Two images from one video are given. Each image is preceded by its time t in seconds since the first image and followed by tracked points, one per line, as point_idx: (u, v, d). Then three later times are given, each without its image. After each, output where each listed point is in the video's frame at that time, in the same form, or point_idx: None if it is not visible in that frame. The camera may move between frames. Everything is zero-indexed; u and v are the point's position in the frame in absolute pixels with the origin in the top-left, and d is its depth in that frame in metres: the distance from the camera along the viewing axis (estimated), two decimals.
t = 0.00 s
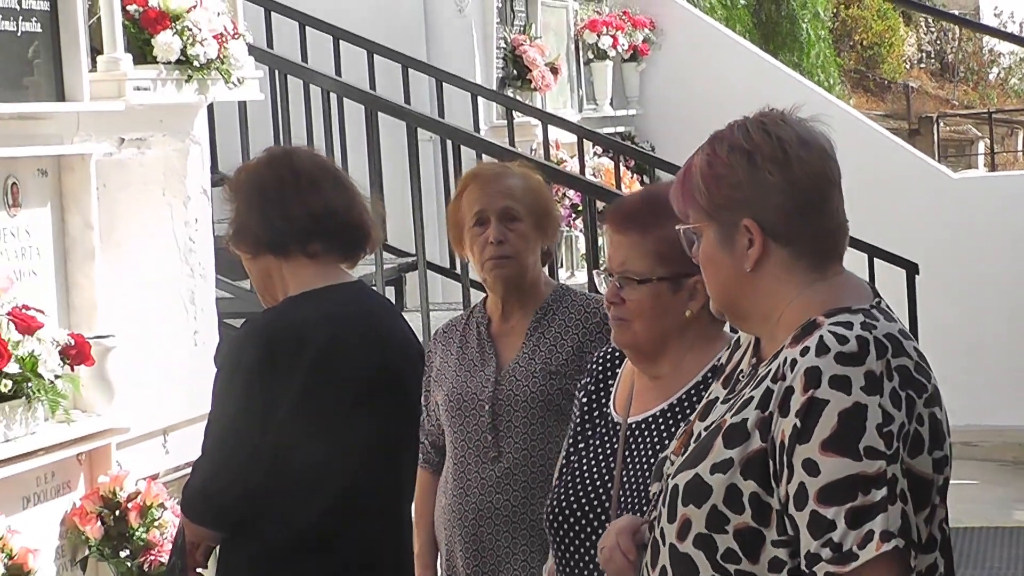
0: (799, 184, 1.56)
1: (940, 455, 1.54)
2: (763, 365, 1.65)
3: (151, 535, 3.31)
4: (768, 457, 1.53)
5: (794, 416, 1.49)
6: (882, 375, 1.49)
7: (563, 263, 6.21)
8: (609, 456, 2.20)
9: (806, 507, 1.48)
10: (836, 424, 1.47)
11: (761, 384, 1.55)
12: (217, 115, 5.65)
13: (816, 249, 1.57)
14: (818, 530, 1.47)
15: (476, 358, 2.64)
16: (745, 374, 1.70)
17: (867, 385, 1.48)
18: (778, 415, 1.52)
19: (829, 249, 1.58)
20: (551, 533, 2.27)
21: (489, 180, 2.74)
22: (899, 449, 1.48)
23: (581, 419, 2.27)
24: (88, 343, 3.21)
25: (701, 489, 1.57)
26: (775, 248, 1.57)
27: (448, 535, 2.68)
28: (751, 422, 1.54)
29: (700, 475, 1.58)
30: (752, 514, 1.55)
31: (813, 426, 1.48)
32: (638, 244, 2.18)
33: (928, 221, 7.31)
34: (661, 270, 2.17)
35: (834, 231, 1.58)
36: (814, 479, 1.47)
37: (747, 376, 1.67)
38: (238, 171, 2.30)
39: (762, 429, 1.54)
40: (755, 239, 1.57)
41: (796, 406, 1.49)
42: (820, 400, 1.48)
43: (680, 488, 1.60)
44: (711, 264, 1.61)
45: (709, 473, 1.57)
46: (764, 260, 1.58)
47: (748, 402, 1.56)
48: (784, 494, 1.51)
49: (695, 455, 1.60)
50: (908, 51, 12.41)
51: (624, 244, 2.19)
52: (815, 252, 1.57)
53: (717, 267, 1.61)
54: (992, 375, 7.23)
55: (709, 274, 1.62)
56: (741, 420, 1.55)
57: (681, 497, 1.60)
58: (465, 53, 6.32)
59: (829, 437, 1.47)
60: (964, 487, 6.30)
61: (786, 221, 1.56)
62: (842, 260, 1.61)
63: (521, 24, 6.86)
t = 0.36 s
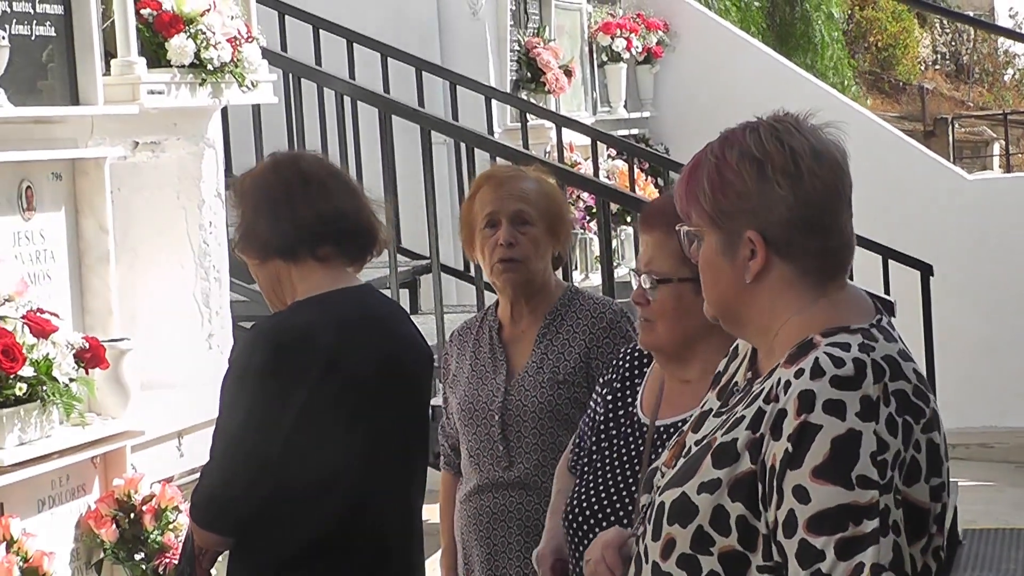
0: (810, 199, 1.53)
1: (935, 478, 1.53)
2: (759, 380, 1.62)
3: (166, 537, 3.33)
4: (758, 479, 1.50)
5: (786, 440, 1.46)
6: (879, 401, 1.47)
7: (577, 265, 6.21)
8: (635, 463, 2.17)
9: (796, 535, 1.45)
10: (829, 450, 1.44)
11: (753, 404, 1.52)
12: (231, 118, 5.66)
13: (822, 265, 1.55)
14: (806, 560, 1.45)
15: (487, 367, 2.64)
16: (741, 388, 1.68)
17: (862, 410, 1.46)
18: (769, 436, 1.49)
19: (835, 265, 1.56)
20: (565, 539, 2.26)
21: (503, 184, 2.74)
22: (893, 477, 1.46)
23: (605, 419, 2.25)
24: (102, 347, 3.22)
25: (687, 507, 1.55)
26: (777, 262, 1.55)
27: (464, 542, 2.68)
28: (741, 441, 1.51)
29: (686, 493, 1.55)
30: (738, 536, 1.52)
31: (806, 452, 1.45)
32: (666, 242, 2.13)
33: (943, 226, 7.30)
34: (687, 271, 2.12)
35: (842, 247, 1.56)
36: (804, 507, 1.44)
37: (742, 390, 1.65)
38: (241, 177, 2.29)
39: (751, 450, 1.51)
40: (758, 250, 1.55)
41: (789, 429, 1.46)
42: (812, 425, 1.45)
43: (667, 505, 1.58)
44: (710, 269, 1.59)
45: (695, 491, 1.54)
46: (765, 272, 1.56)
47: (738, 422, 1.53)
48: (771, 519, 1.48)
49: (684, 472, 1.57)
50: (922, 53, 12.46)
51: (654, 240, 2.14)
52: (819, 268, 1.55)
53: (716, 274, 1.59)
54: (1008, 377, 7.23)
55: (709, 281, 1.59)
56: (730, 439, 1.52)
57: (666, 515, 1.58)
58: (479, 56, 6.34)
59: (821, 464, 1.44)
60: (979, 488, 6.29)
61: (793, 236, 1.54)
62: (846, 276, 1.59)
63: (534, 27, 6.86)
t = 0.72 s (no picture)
0: (822, 209, 1.55)
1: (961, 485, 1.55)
2: (767, 391, 1.64)
3: (184, 539, 3.34)
4: (785, 494, 1.51)
5: (820, 453, 1.47)
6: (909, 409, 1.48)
7: (595, 266, 6.21)
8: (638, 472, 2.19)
9: (837, 550, 1.45)
10: (868, 462, 1.45)
11: (777, 416, 1.53)
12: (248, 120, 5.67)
13: (830, 275, 1.57)
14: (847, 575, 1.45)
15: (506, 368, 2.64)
16: (743, 400, 1.69)
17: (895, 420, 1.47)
18: (799, 450, 1.50)
19: (844, 274, 1.57)
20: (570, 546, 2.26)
21: (521, 188, 2.73)
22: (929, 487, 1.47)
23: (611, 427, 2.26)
24: (121, 349, 3.22)
25: (711, 524, 1.55)
26: (785, 271, 1.57)
27: (485, 543, 2.68)
28: (766, 455, 1.52)
29: (708, 509, 1.56)
30: (764, 551, 1.52)
31: (844, 464, 1.46)
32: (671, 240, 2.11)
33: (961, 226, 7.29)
34: (690, 274, 2.11)
35: (852, 255, 1.57)
36: (846, 520, 1.45)
37: (747, 403, 1.67)
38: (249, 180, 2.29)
39: (778, 464, 1.51)
40: (765, 258, 1.57)
41: (822, 441, 1.47)
42: (848, 436, 1.46)
43: (686, 522, 1.58)
44: (713, 272, 1.62)
45: (719, 507, 1.55)
46: (772, 281, 1.58)
47: (761, 434, 1.53)
48: (804, 534, 1.49)
49: (702, 488, 1.58)
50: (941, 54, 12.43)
51: (661, 240, 2.13)
52: (828, 277, 1.57)
53: (720, 278, 1.61)
54: None
55: (711, 285, 1.62)
56: (753, 454, 1.53)
57: (687, 533, 1.58)
58: (496, 57, 6.34)
59: (860, 476, 1.45)
60: (998, 489, 6.28)
61: (803, 245, 1.55)
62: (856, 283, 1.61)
63: (552, 28, 6.86)
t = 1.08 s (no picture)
0: (825, 219, 1.50)
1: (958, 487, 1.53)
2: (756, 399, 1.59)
3: (196, 538, 3.33)
4: (794, 507, 1.46)
5: (830, 464, 1.43)
6: (914, 414, 1.45)
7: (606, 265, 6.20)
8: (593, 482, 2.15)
9: (853, 562, 1.41)
10: (880, 471, 1.41)
11: (780, 427, 1.47)
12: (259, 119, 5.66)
13: (826, 281, 1.53)
14: None
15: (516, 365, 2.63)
16: (726, 409, 1.64)
17: (902, 426, 1.43)
18: (806, 461, 1.45)
19: (839, 282, 1.54)
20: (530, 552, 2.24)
21: (530, 188, 2.73)
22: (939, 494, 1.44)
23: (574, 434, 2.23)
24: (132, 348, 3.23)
25: (716, 541, 1.49)
26: (780, 278, 1.53)
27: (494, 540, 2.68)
28: (772, 468, 1.46)
29: (714, 526, 1.49)
30: (775, 567, 1.47)
31: (856, 474, 1.41)
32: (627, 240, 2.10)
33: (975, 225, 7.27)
34: (640, 276, 2.09)
35: (846, 263, 1.54)
36: (862, 531, 1.41)
37: (733, 414, 1.61)
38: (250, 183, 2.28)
39: (785, 476, 1.46)
40: (760, 265, 1.52)
41: (831, 452, 1.43)
42: (858, 445, 1.42)
43: (690, 541, 1.52)
44: (705, 276, 1.56)
45: (725, 524, 1.48)
46: (767, 287, 1.53)
47: (764, 446, 1.48)
48: (816, 549, 1.44)
49: (705, 504, 1.51)
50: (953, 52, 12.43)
51: (616, 244, 2.12)
52: (825, 287, 1.53)
53: (713, 283, 1.55)
54: None
55: (699, 288, 1.57)
56: (758, 467, 1.47)
57: (693, 552, 1.51)
58: (508, 56, 6.33)
59: (874, 485, 1.41)
60: (1012, 488, 6.26)
61: (803, 254, 1.51)
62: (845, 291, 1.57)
63: (563, 27, 6.85)
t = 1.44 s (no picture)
0: (773, 223, 1.52)
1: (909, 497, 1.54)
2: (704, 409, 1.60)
3: (209, 534, 3.34)
4: (741, 516, 1.47)
5: (778, 470, 1.44)
6: (862, 422, 1.46)
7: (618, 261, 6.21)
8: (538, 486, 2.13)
9: (800, 570, 1.42)
10: (829, 478, 1.42)
11: (728, 434, 1.49)
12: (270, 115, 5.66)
13: (774, 288, 1.55)
14: None
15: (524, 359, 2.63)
16: (674, 419, 1.65)
17: (851, 433, 1.44)
18: (754, 468, 1.46)
19: (785, 289, 1.55)
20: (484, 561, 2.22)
21: (535, 185, 2.72)
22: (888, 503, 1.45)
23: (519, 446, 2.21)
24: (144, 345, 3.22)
25: (662, 550, 1.49)
26: (729, 284, 1.54)
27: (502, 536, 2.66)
28: (720, 476, 1.48)
29: (661, 535, 1.50)
30: None
31: (804, 481, 1.42)
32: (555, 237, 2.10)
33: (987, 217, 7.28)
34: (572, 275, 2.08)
35: (793, 271, 1.55)
36: (810, 538, 1.41)
37: (679, 422, 1.63)
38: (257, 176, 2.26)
39: (733, 485, 1.47)
40: (708, 271, 1.54)
41: (779, 459, 1.44)
42: (807, 452, 1.43)
43: (636, 549, 1.52)
44: (651, 283, 1.57)
45: (671, 533, 1.49)
46: (715, 293, 1.55)
47: (711, 455, 1.49)
48: (763, 556, 1.44)
49: (651, 513, 1.53)
50: (967, 46, 12.41)
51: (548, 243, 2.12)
52: (772, 293, 1.55)
53: (660, 291, 1.56)
54: None
55: (645, 295, 1.58)
56: (707, 475, 1.48)
57: (638, 560, 1.52)
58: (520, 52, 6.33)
59: (823, 492, 1.42)
60: None
61: (751, 258, 1.52)
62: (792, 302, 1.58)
63: (575, 22, 6.84)
